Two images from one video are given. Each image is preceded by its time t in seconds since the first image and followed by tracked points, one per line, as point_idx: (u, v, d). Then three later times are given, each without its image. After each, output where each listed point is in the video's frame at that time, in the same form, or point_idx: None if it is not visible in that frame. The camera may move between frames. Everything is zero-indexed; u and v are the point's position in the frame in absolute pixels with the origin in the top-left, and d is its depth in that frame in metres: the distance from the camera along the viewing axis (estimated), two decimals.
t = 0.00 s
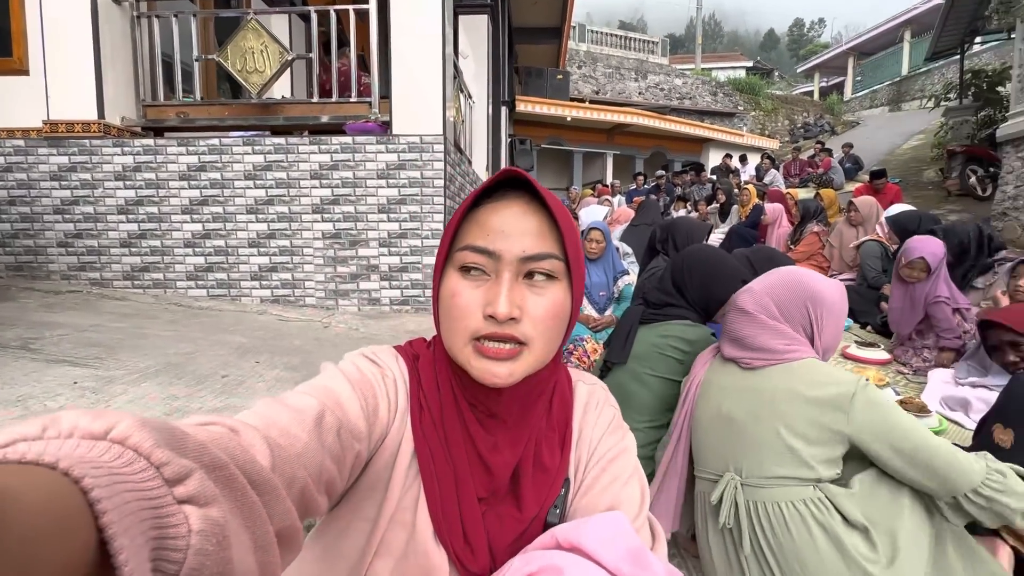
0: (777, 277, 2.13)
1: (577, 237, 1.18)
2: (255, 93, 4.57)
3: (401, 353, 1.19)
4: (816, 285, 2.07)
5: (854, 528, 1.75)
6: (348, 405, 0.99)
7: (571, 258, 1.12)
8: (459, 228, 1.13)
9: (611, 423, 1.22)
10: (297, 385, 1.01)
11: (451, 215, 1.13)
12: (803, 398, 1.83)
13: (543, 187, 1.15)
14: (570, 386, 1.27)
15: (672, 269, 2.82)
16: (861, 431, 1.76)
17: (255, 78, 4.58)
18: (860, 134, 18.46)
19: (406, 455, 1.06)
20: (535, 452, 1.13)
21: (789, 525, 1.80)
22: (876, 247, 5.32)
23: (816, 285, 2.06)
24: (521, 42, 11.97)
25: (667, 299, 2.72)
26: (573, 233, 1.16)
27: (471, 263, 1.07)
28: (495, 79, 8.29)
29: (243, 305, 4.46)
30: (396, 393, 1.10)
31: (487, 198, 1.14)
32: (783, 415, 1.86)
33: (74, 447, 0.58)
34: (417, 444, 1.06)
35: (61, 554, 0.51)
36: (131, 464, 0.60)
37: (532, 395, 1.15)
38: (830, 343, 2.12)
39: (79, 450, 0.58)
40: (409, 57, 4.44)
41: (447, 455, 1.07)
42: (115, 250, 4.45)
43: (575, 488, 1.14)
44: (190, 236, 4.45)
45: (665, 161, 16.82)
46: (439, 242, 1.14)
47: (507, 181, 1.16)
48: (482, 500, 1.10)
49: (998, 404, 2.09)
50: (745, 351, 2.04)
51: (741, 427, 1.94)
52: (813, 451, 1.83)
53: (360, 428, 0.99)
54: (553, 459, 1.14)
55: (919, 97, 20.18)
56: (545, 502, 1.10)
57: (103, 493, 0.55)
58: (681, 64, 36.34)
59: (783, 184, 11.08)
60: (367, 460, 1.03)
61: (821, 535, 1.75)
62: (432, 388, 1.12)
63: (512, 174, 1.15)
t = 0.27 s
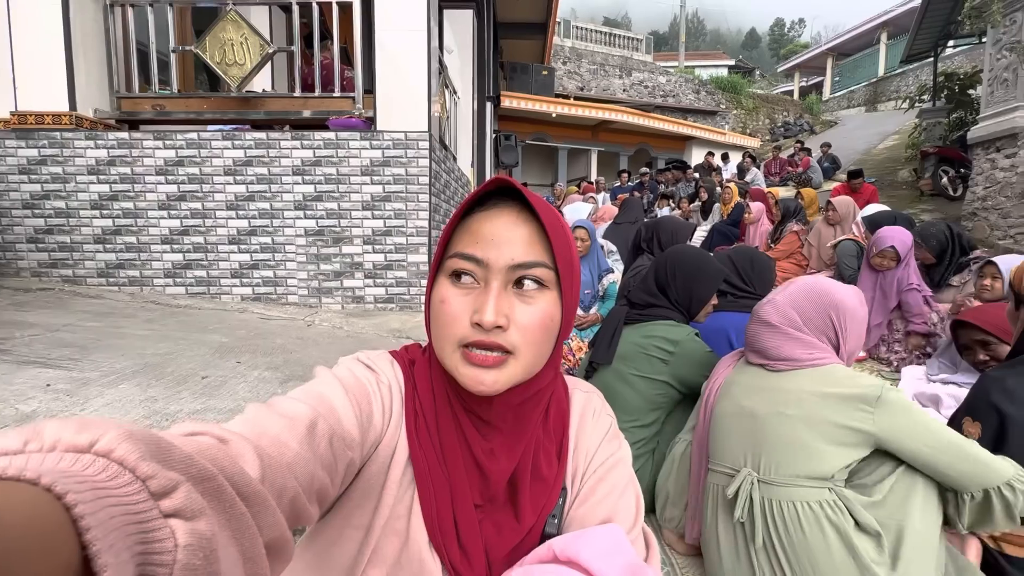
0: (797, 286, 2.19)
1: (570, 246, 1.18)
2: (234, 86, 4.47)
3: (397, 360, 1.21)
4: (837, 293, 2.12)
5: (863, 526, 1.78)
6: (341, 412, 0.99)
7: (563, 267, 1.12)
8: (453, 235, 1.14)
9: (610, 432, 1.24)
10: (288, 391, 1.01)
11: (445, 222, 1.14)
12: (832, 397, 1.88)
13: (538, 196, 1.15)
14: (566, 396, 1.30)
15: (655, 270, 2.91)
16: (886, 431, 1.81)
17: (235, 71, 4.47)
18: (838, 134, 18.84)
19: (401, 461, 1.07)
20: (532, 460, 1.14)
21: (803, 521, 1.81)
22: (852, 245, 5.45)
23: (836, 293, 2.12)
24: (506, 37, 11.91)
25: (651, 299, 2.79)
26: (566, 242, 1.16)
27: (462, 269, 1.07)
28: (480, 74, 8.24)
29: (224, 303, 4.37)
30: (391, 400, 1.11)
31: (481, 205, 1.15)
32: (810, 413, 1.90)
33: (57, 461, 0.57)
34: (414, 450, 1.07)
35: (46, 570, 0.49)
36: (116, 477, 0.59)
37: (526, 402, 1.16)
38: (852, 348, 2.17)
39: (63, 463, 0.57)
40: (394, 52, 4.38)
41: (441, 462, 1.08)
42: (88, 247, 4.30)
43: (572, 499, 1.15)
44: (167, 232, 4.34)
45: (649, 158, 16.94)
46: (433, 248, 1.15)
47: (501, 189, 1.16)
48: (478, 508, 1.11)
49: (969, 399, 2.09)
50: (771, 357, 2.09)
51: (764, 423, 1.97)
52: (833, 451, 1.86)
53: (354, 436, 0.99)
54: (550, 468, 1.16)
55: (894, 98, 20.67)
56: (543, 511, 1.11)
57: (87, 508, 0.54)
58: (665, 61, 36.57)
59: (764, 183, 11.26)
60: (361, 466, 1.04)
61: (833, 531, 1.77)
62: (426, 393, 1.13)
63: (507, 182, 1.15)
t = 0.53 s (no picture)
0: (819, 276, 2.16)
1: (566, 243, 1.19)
2: (219, 79, 4.39)
3: (391, 357, 1.21)
4: (857, 287, 2.11)
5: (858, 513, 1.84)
6: (334, 410, 0.99)
7: (561, 265, 1.14)
8: (448, 234, 1.15)
9: (605, 430, 1.28)
10: (281, 390, 1.00)
11: (441, 222, 1.14)
12: (842, 388, 1.89)
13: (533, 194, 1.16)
14: (562, 394, 1.31)
15: (644, 268, 2.96)
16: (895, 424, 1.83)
17: (220, 64, 4.40)
18: (822, 134, 19.14)
19: (396, 459, 1.07)
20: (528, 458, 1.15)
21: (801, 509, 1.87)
22: (834, 244, 5.56)
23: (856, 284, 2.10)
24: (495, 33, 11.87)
25: (640, 297, 2.81)
26: (562, 239, 1.18)
27: (461, 269, 1.08)
28: (469, 69, 8.20)
29: (209, 300, 4.31)
30: (385, 398, 1.11)
31: (477, 204, 1.15)
32: (818, 403, 1.92)
33: (45, 463, 0.57)
34: (409, 449, 1.08)
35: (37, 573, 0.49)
36: (106, 478, 0.58)
37: (522, 399, 1.17)
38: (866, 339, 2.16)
39: (51, 465, 0.57)
40: (383, 46, 4.34)
41: (438, 460, 1.09)
42: (68, 242, 4.20)
43: (568, 496, 1.18)
44: (151, 227, 4.26)
45: (637, 156, 17.05)
46: (428, 248, 1.15)
47: (496, 187, 1.17)
48: (475, 505, 1.12)
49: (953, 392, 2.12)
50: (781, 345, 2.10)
51: (773, 413, 1.99)
52: (840, 443, 1.89)
53: (348, 435, 0.99)
54: (547, 466, 1.17)
55: (876, 99, 21.05)
56: (540, 509, 1.13)
57: (75, 511, 0.54)
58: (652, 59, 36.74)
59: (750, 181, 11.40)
60: (356, 464, 1.04)
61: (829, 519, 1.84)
62: (421, 390, 1.14)
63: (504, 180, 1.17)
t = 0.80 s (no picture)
0: (811, 274, 2.10)
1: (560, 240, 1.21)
2: (210, 74, 4.35)
3: (384, 356, 1.20)
4: (848, 288, 2.06)
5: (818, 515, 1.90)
6: (329, 411, 0.98)
7: (558, 263, 1.16)
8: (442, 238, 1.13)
9: (597, 423, 1.29)
10: (274, 392, 1.00)
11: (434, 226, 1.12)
12: (802, 398, 1.89)
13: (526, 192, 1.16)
14: (554, 388, 1.31)
15: (634, 267, 2.98)
16: (851, 432, 1.86)
17: (210, 59, 4.35)
18: (811, 134, 19.33)
19: (391, 456, 1.07)
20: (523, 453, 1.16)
21: (763, 514, 1.94)
22: (823, 243, 5.62)
23: (847, 287, 2.05)
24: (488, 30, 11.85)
25: (632, 295, 2.85)
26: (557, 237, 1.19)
27: (460, 275, 1.08)
28: (462, 67, 8.18)
29: (199, 297, 4.27)
30: (379, 397, 1.11)
31: (470, 206, 1.14)
32: (780, 411, 1.93)
33: (33, 467, 0.57)
34: (405, 447, 1.08)
35: None
36: (96, 481, 0.59)
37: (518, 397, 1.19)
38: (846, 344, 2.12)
39: (41, 469, 0.57)
40: (376, 42, 4.32)
41: (434, 457, 1.09)
42: (54, 238, 4.14)
43: (562, 487, 1.19)
44: (140, 224, 4.21)
45: (629, 154, 17.11)
46: (423, 253, 1.13)
47: (489, 188, 1.16)
48: (471, 502, 1.12)
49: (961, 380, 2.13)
50: (758, 342, 2.06)
51: (737, 420, 2.02)
52: (806, 448, 1.90)
53: (343, 435, 0.99)
54: (541, 458, 1.18)
55: (865, 100, 21.29)
56: (535, 501, 1.14)
57: (65, 515, 0.54)
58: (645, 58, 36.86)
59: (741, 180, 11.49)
60: (351, 463, 1.04)
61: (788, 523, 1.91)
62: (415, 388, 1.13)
63: (498, 181, 1.16)
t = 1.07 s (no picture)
0: (783, 266, 2.14)
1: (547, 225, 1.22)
2: (205, 70, 4.32)
3: (379, 347, 1.21)
4: (825, 277, 2.08)
5: (810, 510, 1.89)
6: (324, 403, 0.98)
7: (545, 248, 1.16)
8: (428, 225, 1.15)
9: (592, 412, 1.31)
10: (268, 383, 1.00)
11: (419, 212, 1.14)
12: (787, 389, 1.92)
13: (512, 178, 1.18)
14: (550, 377, 1.33)
15: (623, 263, 2.99)
16: (836, 422, 1.87)
17: (205, 55, 4.33)
18: (806, 134, 19.44)
19: (388, 446, 1.07)
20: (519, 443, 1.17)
21: (754, 507, 1.94)
22: (818, 241, 5.67)
23: (820, 275, 2.07)
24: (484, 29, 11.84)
25: (624, 292, 2.87)
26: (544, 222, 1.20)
27: (445, 259, 1.09)
28: (458, 65, 8.17)
29: (195, 294, 4.26)
30: (375, 387, 1.11)
31: (456, 192, 1.16)
32: (766, 403, 1.95)
33: (28, 461, 0.57)
34: (401, 436, 1.08)
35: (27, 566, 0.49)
36: (91, 474, 0.59)
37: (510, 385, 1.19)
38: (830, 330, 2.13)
39: (36, 463, 0.57)
40: (372, 38, 4.31)
41: (427, 446, 1.10)
42: (48, 235, 4.11)
43: (559, 475, 1.21)
44: (134, 220, 4.19)
45: (625, 154, 17.16)
46: (409, 240, 1.15)
47: (475, 176, 1.18)
48: (467, 492, 1.13)
49: (964, 374, 2.17)
50: (740, 338, 2.10)
51: (726, 412, 2.04)
52: (794, 439, 1.92)
53: (339, 427, 0.99)
54: (537, 447, 1.19)
55: (859, 101, 21.44)
56: (531, 490, 1.16)
57: (62, 507, 0.54)
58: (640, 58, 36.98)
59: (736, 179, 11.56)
60: (346, 455, 1.04)
61: (779, 515, 1.91)
62: (409, 377, 1.14)
63: (480, 167, 1.18)
